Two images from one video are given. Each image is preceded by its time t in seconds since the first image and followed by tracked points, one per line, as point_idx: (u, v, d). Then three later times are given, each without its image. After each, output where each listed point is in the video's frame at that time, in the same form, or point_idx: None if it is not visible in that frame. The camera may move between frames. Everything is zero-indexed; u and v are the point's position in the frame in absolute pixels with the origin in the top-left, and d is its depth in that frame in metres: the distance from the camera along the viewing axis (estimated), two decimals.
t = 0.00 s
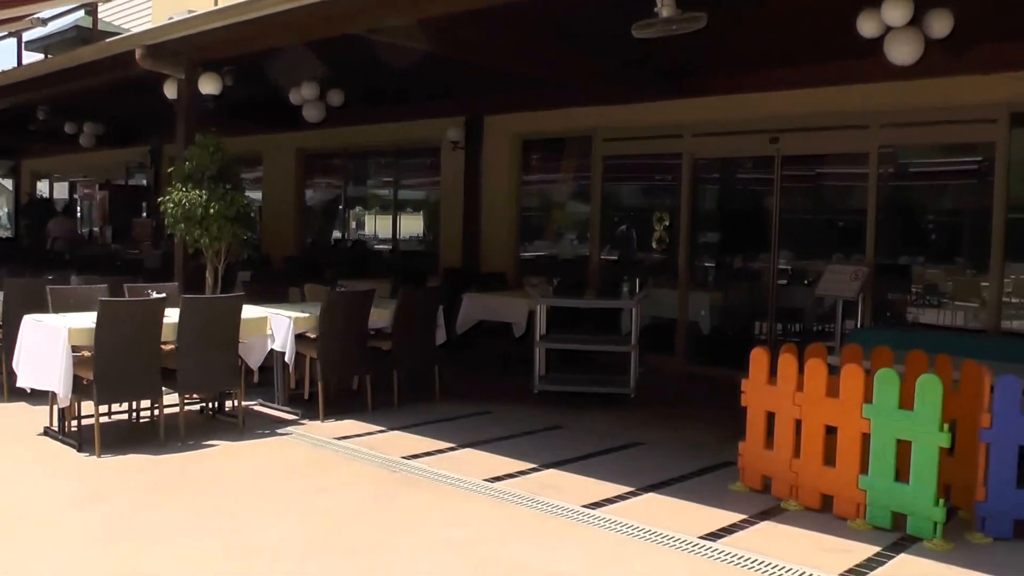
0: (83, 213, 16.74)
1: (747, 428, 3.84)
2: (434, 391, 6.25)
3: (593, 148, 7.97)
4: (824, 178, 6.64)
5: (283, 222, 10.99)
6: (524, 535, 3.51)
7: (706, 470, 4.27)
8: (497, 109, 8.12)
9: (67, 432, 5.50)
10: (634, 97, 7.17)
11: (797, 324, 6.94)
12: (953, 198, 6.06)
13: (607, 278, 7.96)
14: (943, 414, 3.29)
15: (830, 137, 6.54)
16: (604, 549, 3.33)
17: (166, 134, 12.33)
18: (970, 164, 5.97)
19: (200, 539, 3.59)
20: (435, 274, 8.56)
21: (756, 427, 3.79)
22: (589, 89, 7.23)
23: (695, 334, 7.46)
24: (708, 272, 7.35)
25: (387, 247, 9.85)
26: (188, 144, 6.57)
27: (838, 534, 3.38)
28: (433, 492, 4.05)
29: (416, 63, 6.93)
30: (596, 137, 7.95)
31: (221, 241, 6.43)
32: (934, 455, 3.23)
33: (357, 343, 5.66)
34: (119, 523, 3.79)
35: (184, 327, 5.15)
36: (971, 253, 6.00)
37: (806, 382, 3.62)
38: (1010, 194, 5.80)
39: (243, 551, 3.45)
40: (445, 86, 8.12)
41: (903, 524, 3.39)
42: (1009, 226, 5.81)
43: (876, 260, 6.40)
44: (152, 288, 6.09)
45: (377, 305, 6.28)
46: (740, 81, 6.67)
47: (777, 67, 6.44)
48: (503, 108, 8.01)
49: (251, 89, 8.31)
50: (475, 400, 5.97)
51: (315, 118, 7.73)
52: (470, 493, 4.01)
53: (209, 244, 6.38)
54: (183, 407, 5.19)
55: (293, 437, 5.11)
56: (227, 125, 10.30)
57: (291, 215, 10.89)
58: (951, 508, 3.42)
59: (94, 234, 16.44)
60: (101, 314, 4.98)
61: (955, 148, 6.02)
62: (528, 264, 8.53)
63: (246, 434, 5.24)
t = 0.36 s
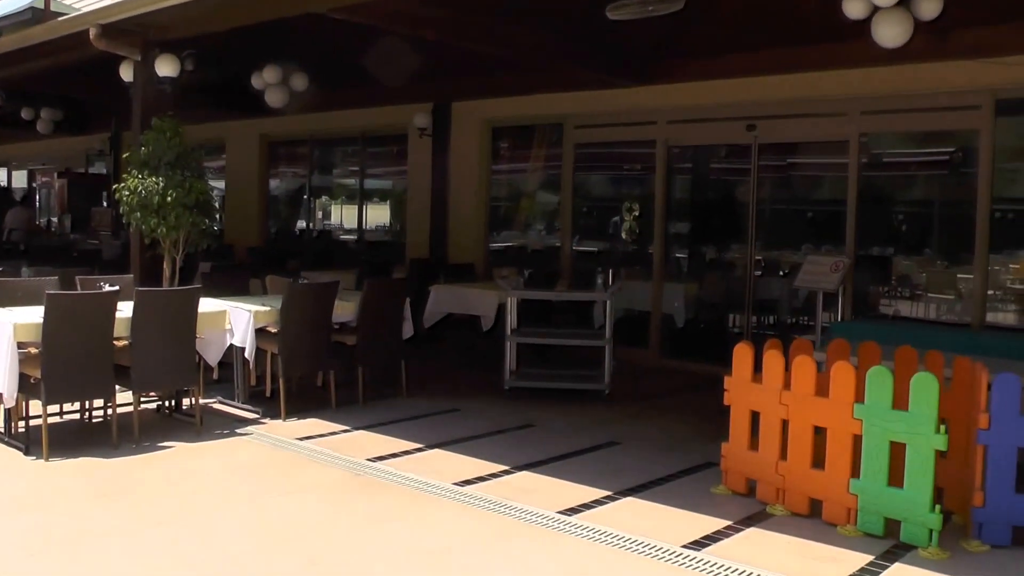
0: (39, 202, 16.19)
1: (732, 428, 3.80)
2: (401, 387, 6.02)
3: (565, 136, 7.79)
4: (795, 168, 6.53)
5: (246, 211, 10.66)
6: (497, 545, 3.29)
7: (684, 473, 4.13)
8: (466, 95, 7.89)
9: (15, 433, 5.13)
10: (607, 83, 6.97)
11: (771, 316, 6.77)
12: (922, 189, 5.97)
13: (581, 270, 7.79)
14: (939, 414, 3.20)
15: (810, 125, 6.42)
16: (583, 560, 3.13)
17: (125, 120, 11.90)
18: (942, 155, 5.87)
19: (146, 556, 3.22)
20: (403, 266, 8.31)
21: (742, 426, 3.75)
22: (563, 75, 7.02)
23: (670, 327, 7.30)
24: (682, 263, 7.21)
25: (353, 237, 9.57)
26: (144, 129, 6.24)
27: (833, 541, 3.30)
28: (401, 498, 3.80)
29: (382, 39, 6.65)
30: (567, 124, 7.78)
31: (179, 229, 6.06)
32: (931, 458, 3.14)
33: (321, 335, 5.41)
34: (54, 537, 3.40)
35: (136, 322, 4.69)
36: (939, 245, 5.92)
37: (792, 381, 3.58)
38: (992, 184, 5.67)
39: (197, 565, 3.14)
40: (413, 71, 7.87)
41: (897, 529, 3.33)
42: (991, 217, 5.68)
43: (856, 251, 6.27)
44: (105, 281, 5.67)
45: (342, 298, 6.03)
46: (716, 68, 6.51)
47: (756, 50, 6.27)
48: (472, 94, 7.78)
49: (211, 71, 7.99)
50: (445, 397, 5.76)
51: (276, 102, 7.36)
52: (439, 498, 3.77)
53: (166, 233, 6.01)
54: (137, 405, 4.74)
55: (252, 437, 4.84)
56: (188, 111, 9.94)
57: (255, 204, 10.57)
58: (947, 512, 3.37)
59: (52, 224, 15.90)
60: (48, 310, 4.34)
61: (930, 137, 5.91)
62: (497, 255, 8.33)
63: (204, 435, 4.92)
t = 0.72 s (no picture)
0: (24, 190, 15.88)
1: (739, 433, 3.66)
2: (390, 382, 5.81)
3: (559, 123, 7.56)
4: (789, 157, 6.33)
5: (233, 200, 10.41)
6: (495, 557, 3.07)
7: (684, 478, 3.95)
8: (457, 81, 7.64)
9: None
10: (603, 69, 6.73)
11: (769, 308, 6.58)
12: (916, 177, 5.81)
13: (577, 262, 7.58)
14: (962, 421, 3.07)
15: (813, 111, 6.19)
16: None
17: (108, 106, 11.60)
18: (937, 143, 5.71)
19: (117, 575, 2.94)
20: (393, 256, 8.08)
21: (750, 430, 3.61)
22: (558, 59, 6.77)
23: (667, 320, 7.10)
24: (679, 253, 7.00)
25: (342, 226, 9.33)
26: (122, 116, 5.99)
27: (849, 555, 3.17)
28: (389, 503, 3.58)
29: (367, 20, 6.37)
30: (560, 110, 7.54)
31: (158, 220, 5.82)
32: (953, 466, 3.02)
33: (306, 330, 5.19)
34: (16, 553, 3.11)
35: (111, 318, 4.46)
36: (933, 235, 5.76)
37: (803, 384, 3.43)
38: (1001, 171, 5.46)
39: None
40: (403, 56, 7.63)
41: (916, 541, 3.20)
42: (1001, 206, 5.47)
43: (860, 241, 6.07)
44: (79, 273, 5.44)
45: (329, 291, 5.80)
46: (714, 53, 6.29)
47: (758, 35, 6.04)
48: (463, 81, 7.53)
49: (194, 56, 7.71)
50: (436, 393, 5.55)
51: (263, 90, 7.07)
52: (430, 505, 3.56)
53: (145, 224, 5.77)
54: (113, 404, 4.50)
55: (233, 437, 4.62)
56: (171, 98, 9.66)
57: (242, 193, 10.32)
58: (967, 522, 3.30)
59: (37, 213, 15.59)
60: (19, 305, 4.08)
61: (924, 125, 5.75)
62: (489, 245, 8.14)
63: (183, 435, 4.70)
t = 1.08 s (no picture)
0: (35, 183, 15.77)
1: (771, 440, 3.44)
2: (401, 382, 5.61)
3: (576, 113, 7.32)
4: (809, 150, 6.11)
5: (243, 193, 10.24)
6: (512, 575, 2.84)
7: (711, 487, 3.72)
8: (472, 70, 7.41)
9: None
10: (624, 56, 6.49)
11: (791, 303, 6.33)
12: (938, 170, 5.59)
13: (594, 257, 7.35)
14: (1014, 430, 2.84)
15: (841, 100, 5.93)
16: None
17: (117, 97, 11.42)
18: (959, 136, 5.49)
19: None
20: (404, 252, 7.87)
21: (783, 436, 3.38)
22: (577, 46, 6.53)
23: (688, 317, 6.87)
24: (699, 248, 6.76)
25: (355, 220, 9.13)
26: (125, 104, 5.77)
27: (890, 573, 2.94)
28: (399, 514, 3.38)
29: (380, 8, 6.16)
30: (579, 100, 7.30)
31: (161, 213, 5.63)
32: (1005, 479, 2.79)
33: (314, 330, 4.99)
34: None
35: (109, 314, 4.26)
36: (958, 229, 5.54)
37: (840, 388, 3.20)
38: None
39: None
40: (414, 44, 7.42)
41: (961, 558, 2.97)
42: None
43: (890, 235, 5.82)
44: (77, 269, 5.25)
45: (338, 288, 5.59)
46: (739, 39, 6.05)
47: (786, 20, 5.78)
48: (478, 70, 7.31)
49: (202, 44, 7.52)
50: (449, 394, 5.34)
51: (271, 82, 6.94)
52: (441, 516, 3.34)
53: (147, 217, 5.58)
54: (112, 406, 4.31)
55: (237, 441, 4.43)
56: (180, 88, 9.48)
57: (253, 186, 10.14)
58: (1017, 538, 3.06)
59: (48, 206, 15.48)
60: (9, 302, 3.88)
61: (949, 115, 5.52)
62: (504, 239, 7.92)
63: (185, 439, 4.51)
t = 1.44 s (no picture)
0: (69, 178, 15.84)
1: (828, 452, 3.22)
2: (437, 384, 5.45)
3: (617, 105, 7.10)
4: (850, 145, 5.88)
5: (277, 189, 10.15)
6: None
7: (764, 501, 3.50)
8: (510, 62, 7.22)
9: None
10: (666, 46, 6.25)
11: (835, 301, 6.08)
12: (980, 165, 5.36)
13: (635, 254, 7.13)
14: None
15: (892, 89, 5.66)
16: None
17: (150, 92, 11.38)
18: (1003, 130, 5.26)
19: None
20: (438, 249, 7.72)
21: (842, 449, 3.17)
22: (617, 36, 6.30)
23: (734, 317, 6.63)
24: (743, 245, 6.53)
25: (392, 215, 9.00)
26: (148, 97, 5.65)
27: None
28: (433, 530, 3.21)
29: None
30: (619, 92, 7.07)
31: (187, 210, 5.52)
32: None
33: (347, 330, 4.85)
34: None
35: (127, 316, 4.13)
36: (1001, 223, 5.32)
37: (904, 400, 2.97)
38: None
39: None
40: (450, 35, 7.24)
41: None
42: None
43: (943, 230, 5.52)
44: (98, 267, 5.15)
45: (372, 287, 5.43)
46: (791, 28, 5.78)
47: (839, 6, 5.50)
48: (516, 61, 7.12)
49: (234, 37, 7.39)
50: (486, 396, 5.17)
51: (303, 74, 6.74)
52: (477, 532, 3.17)
53: (173, 213, 5.47)
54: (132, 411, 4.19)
55: (266, 448, 4.31)
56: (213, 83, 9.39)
57: (286, 181, 10.05)
58: None
59: (82, 201, 15.54)
60: (22, 301, 3.76)
61: (1001, 107, 5.26)
62: (542, 235, 7.74)
63: (212, 446, 4.40)
